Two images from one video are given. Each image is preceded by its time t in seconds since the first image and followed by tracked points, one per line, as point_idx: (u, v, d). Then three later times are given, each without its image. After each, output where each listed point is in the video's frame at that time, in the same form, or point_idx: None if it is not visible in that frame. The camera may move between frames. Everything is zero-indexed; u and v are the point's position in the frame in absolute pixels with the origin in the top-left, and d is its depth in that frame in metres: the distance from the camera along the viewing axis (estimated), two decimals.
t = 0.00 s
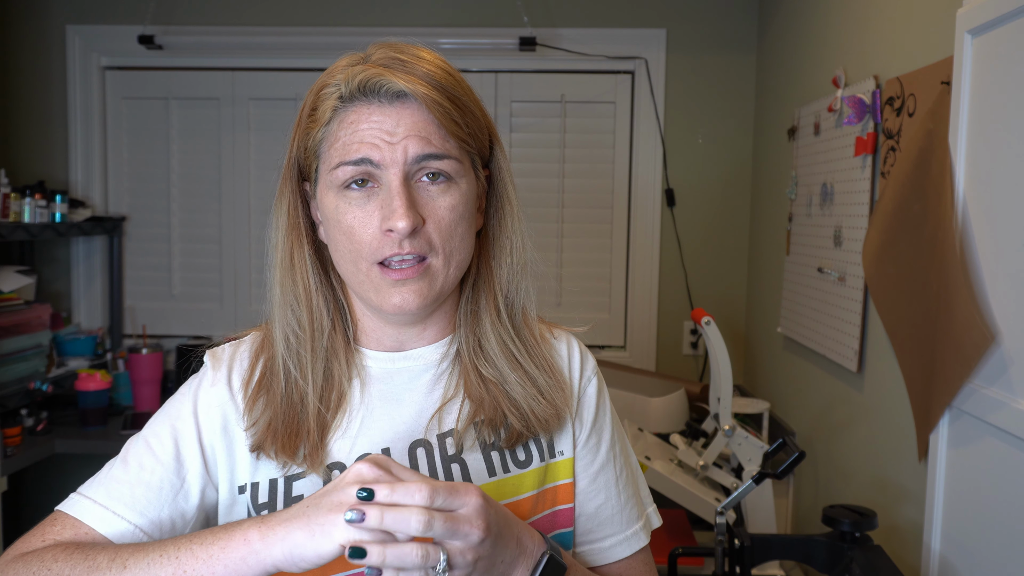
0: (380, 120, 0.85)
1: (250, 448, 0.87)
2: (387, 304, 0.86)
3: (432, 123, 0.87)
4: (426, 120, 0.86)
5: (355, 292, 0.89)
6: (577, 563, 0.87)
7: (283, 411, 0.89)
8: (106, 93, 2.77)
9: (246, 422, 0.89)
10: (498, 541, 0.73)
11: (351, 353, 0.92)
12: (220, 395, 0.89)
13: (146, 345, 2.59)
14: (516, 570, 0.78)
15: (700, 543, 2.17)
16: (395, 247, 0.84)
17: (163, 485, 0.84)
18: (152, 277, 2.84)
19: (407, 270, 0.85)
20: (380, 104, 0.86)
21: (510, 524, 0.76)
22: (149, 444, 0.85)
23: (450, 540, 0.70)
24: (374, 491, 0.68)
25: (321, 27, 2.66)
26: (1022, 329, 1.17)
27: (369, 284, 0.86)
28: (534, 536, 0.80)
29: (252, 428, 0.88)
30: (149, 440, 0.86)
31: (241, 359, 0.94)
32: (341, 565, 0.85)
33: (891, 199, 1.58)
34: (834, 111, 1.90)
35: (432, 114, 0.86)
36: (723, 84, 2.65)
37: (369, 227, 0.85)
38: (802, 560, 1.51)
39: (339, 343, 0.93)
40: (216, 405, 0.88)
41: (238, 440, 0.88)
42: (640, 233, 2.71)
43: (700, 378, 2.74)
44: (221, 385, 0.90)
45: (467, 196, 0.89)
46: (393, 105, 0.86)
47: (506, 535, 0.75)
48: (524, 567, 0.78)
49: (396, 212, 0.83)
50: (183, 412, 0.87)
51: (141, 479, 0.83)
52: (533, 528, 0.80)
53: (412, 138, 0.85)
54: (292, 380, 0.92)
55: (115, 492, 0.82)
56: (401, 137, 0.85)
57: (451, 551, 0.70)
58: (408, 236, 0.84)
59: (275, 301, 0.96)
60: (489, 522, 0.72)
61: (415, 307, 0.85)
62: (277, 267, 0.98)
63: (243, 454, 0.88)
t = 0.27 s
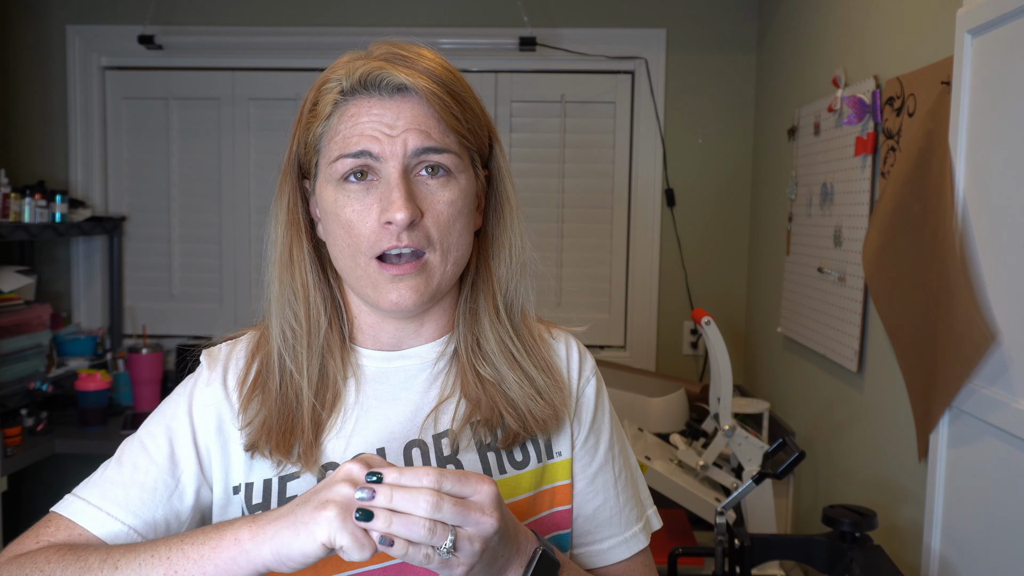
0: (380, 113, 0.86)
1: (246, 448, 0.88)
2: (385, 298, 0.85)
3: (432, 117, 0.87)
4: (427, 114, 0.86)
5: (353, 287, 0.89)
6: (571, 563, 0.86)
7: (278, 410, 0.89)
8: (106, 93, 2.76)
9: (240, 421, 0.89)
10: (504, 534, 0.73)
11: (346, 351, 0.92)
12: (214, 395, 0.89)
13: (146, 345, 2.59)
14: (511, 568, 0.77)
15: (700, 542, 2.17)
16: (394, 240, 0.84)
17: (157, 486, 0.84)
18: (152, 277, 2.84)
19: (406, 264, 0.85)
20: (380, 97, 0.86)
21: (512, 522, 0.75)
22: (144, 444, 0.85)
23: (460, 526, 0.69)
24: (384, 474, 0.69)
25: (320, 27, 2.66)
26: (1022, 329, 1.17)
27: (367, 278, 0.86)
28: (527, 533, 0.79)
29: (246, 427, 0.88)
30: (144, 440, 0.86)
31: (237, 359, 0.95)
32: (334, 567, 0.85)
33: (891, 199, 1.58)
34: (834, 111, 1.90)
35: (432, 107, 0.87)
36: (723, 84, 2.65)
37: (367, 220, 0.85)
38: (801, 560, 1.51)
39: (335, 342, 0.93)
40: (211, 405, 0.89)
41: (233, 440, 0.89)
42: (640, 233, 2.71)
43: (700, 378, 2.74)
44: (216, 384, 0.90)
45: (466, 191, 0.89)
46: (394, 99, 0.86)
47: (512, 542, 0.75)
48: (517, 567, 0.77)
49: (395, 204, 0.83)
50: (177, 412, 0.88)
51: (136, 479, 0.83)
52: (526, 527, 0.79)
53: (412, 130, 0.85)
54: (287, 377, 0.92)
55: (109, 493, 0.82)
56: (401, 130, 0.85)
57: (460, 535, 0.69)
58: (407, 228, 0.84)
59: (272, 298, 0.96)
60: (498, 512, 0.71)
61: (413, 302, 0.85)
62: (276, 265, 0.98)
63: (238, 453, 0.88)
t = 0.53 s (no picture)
0: (377, 112, 0.86)
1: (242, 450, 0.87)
2: (380, 298, 0.85)
3: (429, 116, 0.87)
4: (424, 113, 0.86)
5: (350, 286, 0.89)
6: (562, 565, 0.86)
7: (274, 409, 0.89)
8: (106, 93, 2.76)
9: (238, 419, 0.89)
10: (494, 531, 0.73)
11: (343, 351, 0.92)
12: (213, 393, 0.89)
13: (146, 345, 2.59)
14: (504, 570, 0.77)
15: (700, 543, 2.17)
16: (389, 239, 0.84)
17: (153, 483, 0.84)
18: (153, 277, 2.84)
19: (401, 263, 0.85)
20: (378, 96, 0.86)
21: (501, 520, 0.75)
22: (142, 441, 0.85)
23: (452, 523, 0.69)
24: (377, 470, 0.69)
25: (320, 27, 2.66)
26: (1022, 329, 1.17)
27: (363, 277, 0.86)
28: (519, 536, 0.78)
29: (243, 424, 0.88)
30: (143, 437, 0.86)
31: (236, 358, 0.95)
32: (324, 566, 0.85)
33: (891, 199, 1.58)
34: (834, 110, 1.90)
35: (429, 107, 0.87)
36: (723, 84, 2.65)
37: (363, 219, 0.85)
38: (801, 560, 1.51)
39: (332, 341, 0.93)
40: (209, 402, 0.88)
41: (230, 438, 0.88)
42: (640, 233, 2.71)
43: (700, 378, 2.74)
44: (214, 382, 0.90)
45: (464, 191, 0.89)
46: (391, 98, 0.86)
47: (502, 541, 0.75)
48: (509, 567, 0.77)
49: (390, 203, 0.83)
50: (175, 410, 0.87)
51: (132, 476, 0.83)
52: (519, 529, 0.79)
53: (409, 130, 0.85)
54: (285, 375, 0.92)
55: (106, 489, 0.82)
56: (397, 129, 0.85)
57: (453, 533, 0.69)
58: (402, 228, 0.84)
59: (271, 296, 0.96)
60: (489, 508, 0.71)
61: (409, 301, 0.85)
62: (275, 265, 0.98)
63: (235, 450, 0.88)
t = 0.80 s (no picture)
0: (375, 113, 0.86)
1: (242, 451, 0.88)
2: (378, 299, 0.85)
3: (427, 117, 0.87)
4: (421, 114, 0.86)
5: (348, 287, 0.89)
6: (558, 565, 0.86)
7: (273, 408, 0.89)
8: (106, 93, 2.76)
9: (236, 419, 0.89)
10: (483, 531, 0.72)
11: (342, 351, 0.93)
12: (212, 393, 0.89)
13: (146, 345, 2.59)
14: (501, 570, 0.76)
15: (700, 543, 2.17)
16: (386, 241, 0.84)
17: (149, 481, 0.84)
18: (153, 277, 2.84)
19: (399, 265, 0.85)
20: (375, 97, 0.86)
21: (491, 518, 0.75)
22: (141, 441, 0.85)
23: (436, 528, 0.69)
24: (353, 487, 0.68)
25: (320, 27, 2.66)
26: (1022, 329, 1.17)
27: (361, 278, 0.86)
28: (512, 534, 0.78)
29: (241, 424, 0.88)
30: (141, 437, 0.86)
31: (236, 358, 0.95)
32: (322, 566, 0.85)
33: (891, 199, 1.58)
34: (834, 111, 1.90)
35: (426, 108, 0.87)
36: (724, 84, 2.65)
37: (360, 220, 0.85)
38: (801, 560, 1.51)
39: (331, 342, 0.93)
40: (208, 402, 0.88)
41: (228, 437, 0.88)
42: (640, 232, 2.71)
43: (700, 378, 2.74)
44: (214, 382, 0.90)
45: (462, 192, 0.89)
46: (389, 99, 0.86)
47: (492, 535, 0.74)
48: (505, 566, 0.77)
49: (387, 205, 0.83)
50: (174, 409, 0.88)
51: (130, 475, 0.84)
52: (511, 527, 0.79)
53: (406, 131, 0.85)
54: (284, 375, 0.92)
55: (105, 488, 0.83)
56: (395, 131, 0.85)
57: (438, 538, 0.69)
58: (399, 229, 0.84)
59: (270, 296, 0.97)
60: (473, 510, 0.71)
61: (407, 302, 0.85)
62: (274, 265, 0.99)
63: (232, 449, 0.88)
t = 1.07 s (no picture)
0: (375, 110, 0.86)
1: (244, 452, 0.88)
2: (379, 297, 0.85)
3: (427, 114, 0.87)
4: (421, 111, 0.86)
5: (351, 286, 0.89)
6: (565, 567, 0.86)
7: (276, 409, 0.89)
8: (106, 93, 2.77)
9: (239, 420, 0.89)
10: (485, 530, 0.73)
11: (344, 352, 0.92)
12: (214, 395, 0.89)
13: (146, 345, 2.59)
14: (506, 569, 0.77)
15: (700, 543, 2.17)
16: (387, 238, 0.83)
17: (154, 485, 0.84)
18: (153, 277, 2.84)
19: (400, 262, 0.84)
20: (375, 94, 0.86)
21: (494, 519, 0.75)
22: (144, 445, 0.85)
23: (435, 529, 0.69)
24: (356, 486, 0.68)
25: (320, 27, 2.66)
26: (1022, 329, 1.17)
27: (362, 276, 0.85)
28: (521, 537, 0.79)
29: (243, 425, 0.88)
30: (145, 441, 0.86)
31: (238, 360, 0.95)
32: (328, 568, 0.85)
33: (891, 199, 1.58)
34: (834, 110, 1.90)
35: (426, 104, 0.87)
36: (724, 84, 2.65)
37: (361, 218, 0.85)
38: (801, 560, 1.51)
39: (333, 343, 0.93)
40: (210, 404, 0.88)
41: (231, 439, 0.88)
42: (640, 232, 2.71)
43: (700, 378, 2.74)
44: (216, 385, 0.90)
45: (463, 189, 0.89)
46: (389, 96, 0.86)
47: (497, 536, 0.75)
48: (512, 566, 0.77)
49: (387, 201, 0.83)
50: (177, 413, 0.88)
51: (134, 479, 0.83)
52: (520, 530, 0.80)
53: (406, 128, 0.85)
54: (286, 376, 0.92)
55: (108, 492, 0.82)
56: (395, 127, 0.85)
57: (438, 537, 0.69)
58: (400, 226, 0.83)
59: (272, 297, 0.96)
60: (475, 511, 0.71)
61: (408, 299, 0.85)
62: (276, 265, 0.98)
63: (235, 452, 0.88)
